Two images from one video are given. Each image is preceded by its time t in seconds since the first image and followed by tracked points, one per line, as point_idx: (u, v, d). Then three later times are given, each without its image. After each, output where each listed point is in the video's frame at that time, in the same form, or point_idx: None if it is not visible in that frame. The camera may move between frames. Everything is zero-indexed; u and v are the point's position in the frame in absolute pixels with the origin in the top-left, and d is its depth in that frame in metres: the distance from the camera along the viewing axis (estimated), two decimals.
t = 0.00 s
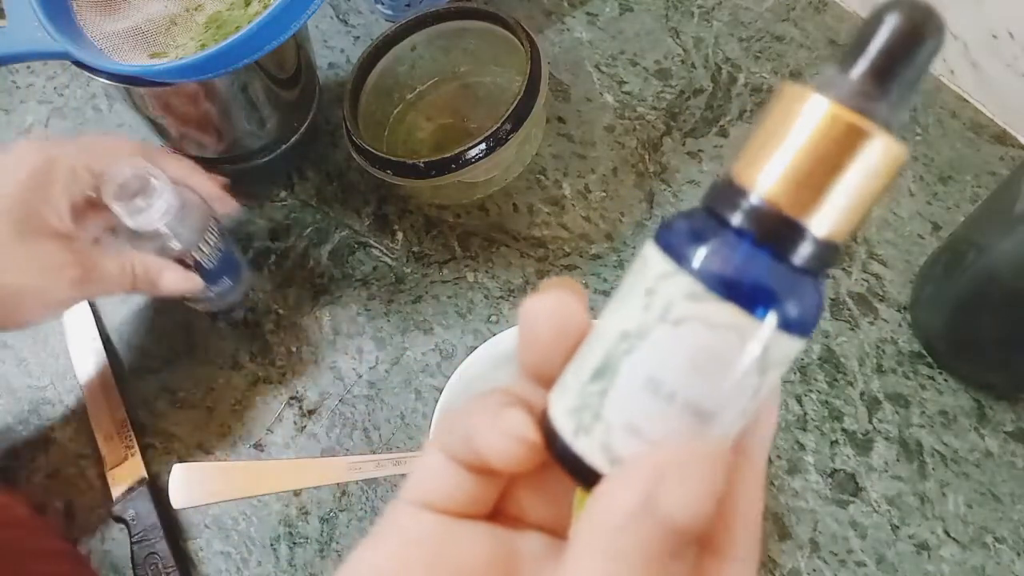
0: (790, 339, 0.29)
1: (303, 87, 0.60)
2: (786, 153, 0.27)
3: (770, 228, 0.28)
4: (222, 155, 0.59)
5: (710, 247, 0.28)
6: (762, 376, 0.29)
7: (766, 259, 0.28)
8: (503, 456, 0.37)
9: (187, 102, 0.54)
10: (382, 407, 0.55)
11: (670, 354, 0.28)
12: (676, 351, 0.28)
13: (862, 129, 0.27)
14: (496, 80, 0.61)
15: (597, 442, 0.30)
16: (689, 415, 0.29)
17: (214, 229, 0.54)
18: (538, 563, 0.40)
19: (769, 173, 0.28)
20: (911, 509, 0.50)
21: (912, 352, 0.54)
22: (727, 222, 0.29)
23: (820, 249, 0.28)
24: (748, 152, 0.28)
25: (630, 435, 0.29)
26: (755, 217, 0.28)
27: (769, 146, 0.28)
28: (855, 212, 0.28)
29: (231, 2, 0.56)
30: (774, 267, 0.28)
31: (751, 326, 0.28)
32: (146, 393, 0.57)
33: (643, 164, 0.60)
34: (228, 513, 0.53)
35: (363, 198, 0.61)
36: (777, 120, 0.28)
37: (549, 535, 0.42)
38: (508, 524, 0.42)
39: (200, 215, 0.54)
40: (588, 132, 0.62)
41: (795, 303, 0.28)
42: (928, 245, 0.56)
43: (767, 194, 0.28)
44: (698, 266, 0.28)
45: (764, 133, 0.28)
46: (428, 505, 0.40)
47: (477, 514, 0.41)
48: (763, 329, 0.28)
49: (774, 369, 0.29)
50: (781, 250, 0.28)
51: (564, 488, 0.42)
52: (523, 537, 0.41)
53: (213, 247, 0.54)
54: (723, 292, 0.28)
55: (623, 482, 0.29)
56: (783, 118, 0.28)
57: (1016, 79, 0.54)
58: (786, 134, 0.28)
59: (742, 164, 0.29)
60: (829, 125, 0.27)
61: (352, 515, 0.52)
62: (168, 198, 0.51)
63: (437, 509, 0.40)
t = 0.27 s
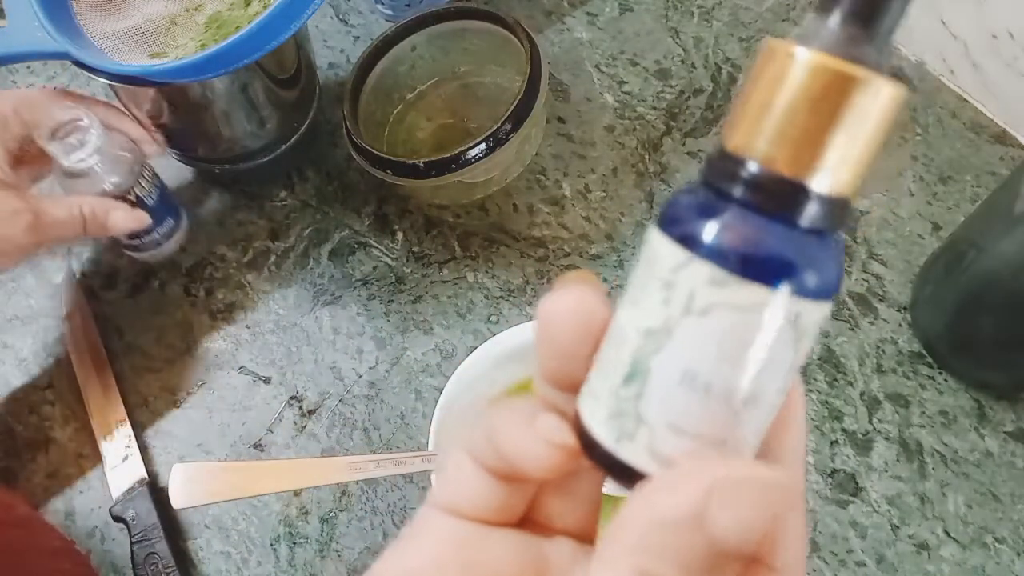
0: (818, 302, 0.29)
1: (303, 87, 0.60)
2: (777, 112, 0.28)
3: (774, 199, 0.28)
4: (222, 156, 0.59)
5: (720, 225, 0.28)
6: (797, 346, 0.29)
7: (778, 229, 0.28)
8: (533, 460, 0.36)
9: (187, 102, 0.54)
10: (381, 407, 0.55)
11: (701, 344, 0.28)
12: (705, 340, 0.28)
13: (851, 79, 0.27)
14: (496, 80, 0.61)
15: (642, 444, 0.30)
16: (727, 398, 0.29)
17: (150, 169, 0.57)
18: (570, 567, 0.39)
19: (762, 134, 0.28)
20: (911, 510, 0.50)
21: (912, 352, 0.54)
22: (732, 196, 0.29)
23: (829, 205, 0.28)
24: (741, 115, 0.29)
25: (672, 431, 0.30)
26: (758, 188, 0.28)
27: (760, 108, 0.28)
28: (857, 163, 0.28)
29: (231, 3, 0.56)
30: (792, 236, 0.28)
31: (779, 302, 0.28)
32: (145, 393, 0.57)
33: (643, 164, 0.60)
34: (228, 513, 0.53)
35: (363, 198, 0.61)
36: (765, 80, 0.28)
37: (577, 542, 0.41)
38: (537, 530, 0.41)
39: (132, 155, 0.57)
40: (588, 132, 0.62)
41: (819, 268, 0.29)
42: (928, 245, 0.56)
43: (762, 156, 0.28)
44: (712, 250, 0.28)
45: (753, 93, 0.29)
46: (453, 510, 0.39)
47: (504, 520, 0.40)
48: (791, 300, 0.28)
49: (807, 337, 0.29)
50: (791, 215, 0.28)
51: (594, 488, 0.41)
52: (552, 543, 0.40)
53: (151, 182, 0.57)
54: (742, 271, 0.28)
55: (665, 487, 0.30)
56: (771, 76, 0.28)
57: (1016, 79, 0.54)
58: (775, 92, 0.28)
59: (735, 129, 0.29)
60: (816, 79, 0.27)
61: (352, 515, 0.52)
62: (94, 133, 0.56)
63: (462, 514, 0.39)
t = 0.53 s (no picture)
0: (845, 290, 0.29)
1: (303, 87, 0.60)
2: (795, 100, 0.27)
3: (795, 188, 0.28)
4: (222, 156, 0.59)
5: (742, 216, 0.28)
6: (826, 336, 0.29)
7: (802, 218, 0.28)
8: (539, 457, 0.36)
9: (187, 102, 0.54)
10: (381, 407, 0.55)
11: (735, 343, 0.28)
12: (738, 338, 0.28)
13: (871, 62, 0.27)
14: (496, 80, 0.61)
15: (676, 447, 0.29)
16: (761, 394, 0.29)
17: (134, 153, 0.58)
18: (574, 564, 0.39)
19: (779, 123, 0.28)
20: (911, 510, 0.50)
21: (911, 352, 0.54)
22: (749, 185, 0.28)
23: (850, 189, 0.28)
24: (756, 105, 0.29)
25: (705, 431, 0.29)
26: (776, 178, 0.28)
27: (775, 96, 0.28)
28: (877, 148, 0.28)
29: (231, 3, 0.56)
30: (818, 224, 0.28)
31: (813, 294, 0.28)
32: (145, 393, 0.57)
33: (643, 163, 0.60)
34: (228, 513, 0.53)
35: (363, 199, 0.61)
36: (780, 68, 0.28)
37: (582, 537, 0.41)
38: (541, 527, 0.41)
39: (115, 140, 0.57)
40: (588, 132, 0.62)
41: (845, 255, 0.28)
42: (928, 245, 0.56)
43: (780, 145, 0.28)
44: (739, 244, 0.28)
45: (769, 82, 0.28)
46: (453, 505, 0.39)
47: (506, 516, 0.40)
48: (822, 291, 0.28)
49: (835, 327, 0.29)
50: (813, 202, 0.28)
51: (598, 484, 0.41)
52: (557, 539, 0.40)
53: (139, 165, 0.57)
54: (771, 263, 0.27)
55: (709, 492, 0.29)
56: (787, 63, 0.28)
57: (1015, 79, 0.54)
58: (791, 79, 0.27)
59: (750, 119, 0.29)
60: (833, 64, 0.27)
61: (352, 515, 0.52)
62: (85, 117, 0.54)
63: (463, 509, 0.39)
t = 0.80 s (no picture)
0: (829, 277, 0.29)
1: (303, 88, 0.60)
2: (772, 90, 0.27)
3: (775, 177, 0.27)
4: (222, 156, 0.59)
5: (723, 206, 0.28)
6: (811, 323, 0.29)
7: (783, 205, 0.28)
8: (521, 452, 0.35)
9: (187, 102, 0.54)
10: (381, 407, 0.55)
11: (718, 332, 0.28)
12: (723, 326, 0.28)
13: (848, 51, 0.26)
14: (496, 80, 0.61)
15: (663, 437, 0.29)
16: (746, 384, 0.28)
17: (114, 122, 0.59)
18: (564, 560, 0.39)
19: (758, 115, 0.27)
20: (911, 510, 0.50)
21: (912, 352, 0.54)
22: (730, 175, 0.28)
23: (831, 176, 0.28)
24: (734, 94, 0.28)
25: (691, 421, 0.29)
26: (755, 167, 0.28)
27: (752, 87, 0.27)
28: (857, 137, 0.27)
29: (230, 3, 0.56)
30: (799, 211, 0.28)
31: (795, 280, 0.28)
32: (145, 393, 0.57)
33: (643, 164, 0.60)
34: (228, 513, 0.53)
35: (363, 198, 0.61)
36: (757, 58, 0.27)
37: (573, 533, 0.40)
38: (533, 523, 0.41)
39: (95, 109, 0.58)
40: (588, 132, 0.62)
41: (829, 242, 0.28)
42: (928, 245, 0.56)
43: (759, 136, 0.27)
44: (720, 232, 0.27)
45: (746, 73, 0.28)
46: (444, 501, 0.39)
47: (497, 512, 0.39)
48: (805, 277, 0.28)
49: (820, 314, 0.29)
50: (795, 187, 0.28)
51: (588, 481, 0.40)
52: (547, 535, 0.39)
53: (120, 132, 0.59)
54: (752, 251, 0.27)
55: (692, 479, 0.29)
56: (763, 52, 0.27)
57: (1016, 79, 0.54)
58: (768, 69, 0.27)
59: (728, 109, 0.28)
60: (811, 55, 0.26)
61: (352, 515, 0.52)
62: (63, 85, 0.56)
63: (454, 506, 0.39)
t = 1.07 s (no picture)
0: (783, 246, 0.28)
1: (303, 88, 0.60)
2: (727, 61, 0.27)
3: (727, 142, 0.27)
4: (222, 156, 0.59)
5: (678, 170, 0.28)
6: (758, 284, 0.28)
7: (735, 172, 0.28)
8: (496, 426, 0.36)
9: (187, 102, 0.54)
10: (381, 407, 0.55)
11: (655, 288, 0.27)
12: (659, 281, 0.27)
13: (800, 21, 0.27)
14: (496, 80, 0.61)
15: (604, 397, 0.29)
16: (690, 347, 0.28)
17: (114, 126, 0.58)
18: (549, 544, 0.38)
19: (716, 83, 0.27)
20: (911, 510, 0.50)
21: (911, 352, 0.54)
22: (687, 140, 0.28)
23: (785, 144, 0.28)
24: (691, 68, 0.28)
25: (634, 385, 0.28)
26: (710, 133, 0.28)
27: (707, 58, 0.28)
28: (812, 104, 0.28)
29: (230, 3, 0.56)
30: (749, 178, 0.28)
31: (736, 243, 0.27)
32: (145, 393, 0.57)
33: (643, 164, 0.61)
34: (228, 513, 0.53)
35: (363, 198, 0.61)
36: (711, 30, 0.28)
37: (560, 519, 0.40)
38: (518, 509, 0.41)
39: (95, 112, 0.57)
40: (588, 132, 0.62)
41: (781, 210, 0.28)
42: (928, 245, 0.56)
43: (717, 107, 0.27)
44: (664, 189, 0.28)
45: (702, 46, 0.28)
46: (431, 487, 0.39)
47: (482, 497, 0.39)
48: (749, 240, 0.27)
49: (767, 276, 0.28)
50: (750, 156, 0.27)
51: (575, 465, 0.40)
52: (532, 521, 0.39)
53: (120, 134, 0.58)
54: (695, 211, 0.27)
55: (625, 434, 0.28)
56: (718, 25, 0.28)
57: (1016, 79, 0.54)
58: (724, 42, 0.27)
59: (688, 81, 0.28)
60: (767, 22, 0.27)
61: (352, 515, 0.52)
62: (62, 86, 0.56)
63: (439, 491, 0.39)
